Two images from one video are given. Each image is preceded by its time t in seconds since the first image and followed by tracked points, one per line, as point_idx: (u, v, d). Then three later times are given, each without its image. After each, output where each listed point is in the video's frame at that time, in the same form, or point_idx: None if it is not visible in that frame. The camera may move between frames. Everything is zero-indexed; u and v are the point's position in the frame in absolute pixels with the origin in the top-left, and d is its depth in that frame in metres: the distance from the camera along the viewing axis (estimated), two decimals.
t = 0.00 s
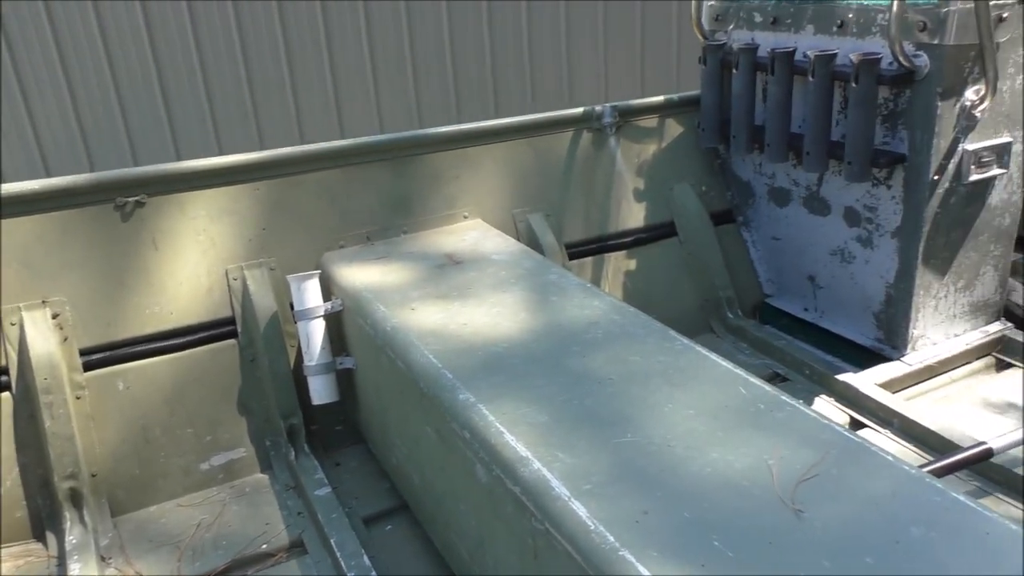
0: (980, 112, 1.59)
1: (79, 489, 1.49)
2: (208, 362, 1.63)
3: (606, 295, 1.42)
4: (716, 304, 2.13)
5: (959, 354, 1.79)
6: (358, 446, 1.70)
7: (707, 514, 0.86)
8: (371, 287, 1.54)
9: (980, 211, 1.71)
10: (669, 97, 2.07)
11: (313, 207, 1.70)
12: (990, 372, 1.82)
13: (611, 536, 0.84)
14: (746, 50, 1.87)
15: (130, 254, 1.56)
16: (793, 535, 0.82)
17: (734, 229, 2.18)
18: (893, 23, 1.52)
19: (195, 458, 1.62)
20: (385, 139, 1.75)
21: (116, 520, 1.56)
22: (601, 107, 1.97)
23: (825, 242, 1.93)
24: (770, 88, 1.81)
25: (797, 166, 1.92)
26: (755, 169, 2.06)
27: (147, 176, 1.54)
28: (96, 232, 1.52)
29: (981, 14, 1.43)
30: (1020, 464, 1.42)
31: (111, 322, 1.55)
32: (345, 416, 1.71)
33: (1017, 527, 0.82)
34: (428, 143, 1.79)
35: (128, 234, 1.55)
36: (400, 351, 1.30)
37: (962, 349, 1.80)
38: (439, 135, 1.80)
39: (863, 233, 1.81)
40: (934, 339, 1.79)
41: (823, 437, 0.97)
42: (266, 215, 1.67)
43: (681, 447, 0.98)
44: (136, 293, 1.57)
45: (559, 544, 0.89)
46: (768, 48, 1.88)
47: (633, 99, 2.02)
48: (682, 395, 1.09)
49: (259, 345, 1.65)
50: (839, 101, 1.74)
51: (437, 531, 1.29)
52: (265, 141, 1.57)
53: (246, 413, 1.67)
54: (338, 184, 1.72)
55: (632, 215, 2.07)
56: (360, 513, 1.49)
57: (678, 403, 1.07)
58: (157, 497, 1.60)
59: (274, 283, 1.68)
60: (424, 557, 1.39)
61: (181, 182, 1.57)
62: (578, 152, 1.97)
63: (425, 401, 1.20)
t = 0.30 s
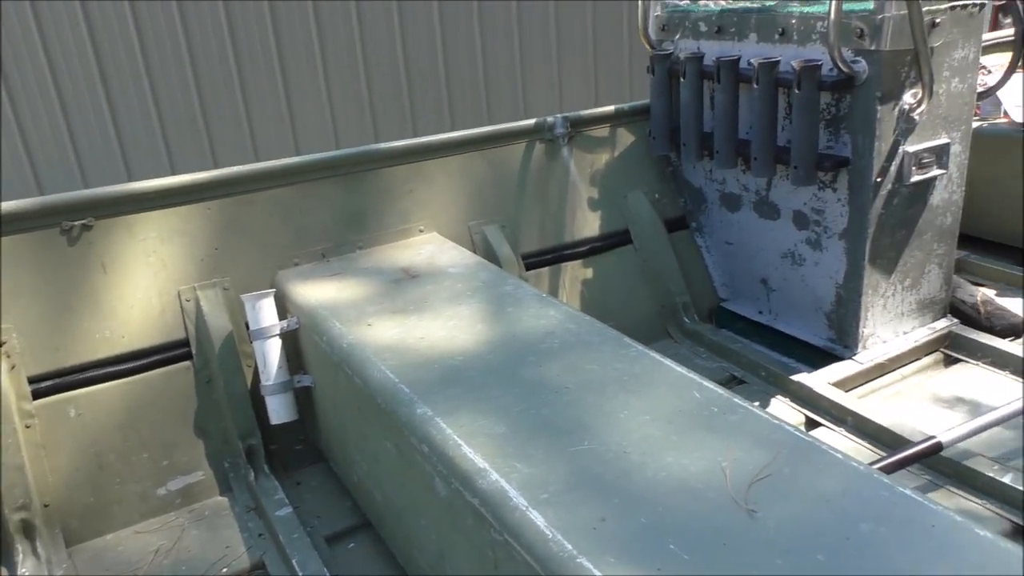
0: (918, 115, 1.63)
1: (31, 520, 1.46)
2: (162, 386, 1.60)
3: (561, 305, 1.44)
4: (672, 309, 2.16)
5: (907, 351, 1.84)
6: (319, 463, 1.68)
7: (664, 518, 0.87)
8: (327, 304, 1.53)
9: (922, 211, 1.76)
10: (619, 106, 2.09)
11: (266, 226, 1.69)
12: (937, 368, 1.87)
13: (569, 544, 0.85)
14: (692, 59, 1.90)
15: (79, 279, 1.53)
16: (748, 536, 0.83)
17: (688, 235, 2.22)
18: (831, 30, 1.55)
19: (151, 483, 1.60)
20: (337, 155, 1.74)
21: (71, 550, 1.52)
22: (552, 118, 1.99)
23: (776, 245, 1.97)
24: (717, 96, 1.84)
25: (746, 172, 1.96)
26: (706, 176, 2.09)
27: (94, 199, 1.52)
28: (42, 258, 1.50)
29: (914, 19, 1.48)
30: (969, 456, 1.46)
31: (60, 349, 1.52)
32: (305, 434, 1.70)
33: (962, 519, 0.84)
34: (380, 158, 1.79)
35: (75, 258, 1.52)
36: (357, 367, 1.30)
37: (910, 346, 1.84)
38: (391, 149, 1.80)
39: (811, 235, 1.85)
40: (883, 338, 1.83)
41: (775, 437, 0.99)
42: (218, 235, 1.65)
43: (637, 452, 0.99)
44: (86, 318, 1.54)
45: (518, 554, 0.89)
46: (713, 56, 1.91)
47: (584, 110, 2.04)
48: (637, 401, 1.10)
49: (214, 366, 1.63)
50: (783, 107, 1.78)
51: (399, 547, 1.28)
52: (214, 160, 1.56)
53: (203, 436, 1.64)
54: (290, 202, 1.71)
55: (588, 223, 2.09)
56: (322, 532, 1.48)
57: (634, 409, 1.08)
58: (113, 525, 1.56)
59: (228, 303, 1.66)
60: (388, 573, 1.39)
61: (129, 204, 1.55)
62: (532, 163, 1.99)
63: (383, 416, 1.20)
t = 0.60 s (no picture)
0: (870, 120, 1.68)
1: None
2: (123, 405, 1.58)
3: (524, 313, 1.44)
4: (636, 316, 2.18)
5: (866, 351, 1.87)
6: (286, 478, 1.67)
7: (625, 521, 0.88)
8: (289, 318, 1.52)
9: (877, 214, 1.80)
10: (580, 116, 2.12)
11: (227, 241, 1.68)
12: (896, 368, 1.91)
13: (531, 551, 0.85)
14: (650, 68, 1.93)
15: (35, 299, 1.51)
16: (707, 537, 0.85)
17: (651, 242, 2.24)
18: (783, 39, 1.58)
19: (114, 504, 1.57)
20: (298, 169, 1.74)
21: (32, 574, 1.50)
22: (514, 128, 2.01)
23: (736, 251, 2.00)
24: (674, 105, 1.87)
25: (705, 179, 1.99)
26: (667, 183, 2.12)
27: (50, 218, 1.50)
28: None
29: (862, 27, 1.52)
30: (925, 454, 1.49)
31: (17, 370, 1.50)
32: (270, 450, 1.68)
33: (913, 514, 0.86)
34: (341, 171, 1.79)
35: (31, 278, 1.50)
36: (320, 380, 1.30)
37: (869, 347, 1.88)
38: (352, 162, 1.80)
39: (770, 240, 1.88)
40: (842, 339, 1.87)
41: (734, 440, 1.01)
42: (178, 251, 1.64)
43: (599, 458, 1.00)
44: (43, 338, 1.52)
45: (482, 562, 0.89)
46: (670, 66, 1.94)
47: (545, 120, 2.06)
48: (600, 407, 1.11)
49: (176, 384, 1.62)
50: (740, 115, 1.81)
51: (366, 560, 1.28)
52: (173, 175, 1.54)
53: (167, 455, 1.62)
54: (251, 217, 1.70)
55: (551, 232, 2.11)
56: (288, 548, 1.47)
57: (596, 415, 1.09)
58: (75, 547, 1.54)
59: (190, 320, 1.65)
60: None
61: (86, 222, 1.53)
62: (494, 173, 2.00)
63: (347, 429, 1.20)
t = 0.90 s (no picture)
0: (833, 127, 1.70)
1: None
2: (90, 420, 1.56)
3: (495, 321, 1.45)
4: (608, 322, 2.19)
5: (833, 354, 1.90)
6: (256, 491, 1.66)
7: (595, 526, 0.89)
8: (258, 328, 1.51)
9: (841, 219, 1.83)
10: (548, 124, 2.13)
11: (194, 253, 1.67)
12: (862, 370, 1.94)
13: (501, 558, 0.85)
14: (617, 77, 1.94)
15: None
16: (675, 540, 0.85)
17: (621, 249, 2.26)
18: (746, 47, 1.60)
19: (81, 520, 1.55)
20: (266, 179, 1.73)
21: None
22: (483, 137, 2.01)
23: (705, 256, 2.02)
24: (642, 113, 1.89)
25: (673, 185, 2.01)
26: (636, 190, 2.14)
27: (12, 230, 1.47)
28: None
29: (823, 35, 1.55)
30: (891, 454, 1.52)
31: None
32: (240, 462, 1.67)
33: (875, 514, 0.88)
34: (310, 181, 1.78)
35: None
36: (290, 391, 1.29)
37: (835, 350, 1.91)
38: (321, 172, 1.79)
39: (738, 245, 1.90)
40: (810, 342, 1.90)
41: (702, 443, 1.02)
42: (144, 263, 1.62)
43: (569, 464, 1.00)
44: (7, 353, 1.49)
45: (452, 570, 0.89)
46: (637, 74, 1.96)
47: (514, 128, 2.07)
48: (570, 413, 1.12)
49: (144, 397, 1.60)
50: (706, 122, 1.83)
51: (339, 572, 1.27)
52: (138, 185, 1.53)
53: (135, 469, 1.60)
54: (218, 228, 1.69)
55: (521, 240, 2.11)
56: (260, 561, 1.46)
57: (566, 422, 1.10)
58: (41, 565, 1.51)
59: (157, 332, 1.63)
60: None
61: (50, 234, 1.51)
62: (464, 181, 2.00)
63: (317, 440, 1.19)
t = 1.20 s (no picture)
0: (796, 135, 1.73)
1: None
2: (53, 433, 1.54)
3: (462, 329, 1.45)
4: (578, 329, 2.20)
5: (800, 359, 1.92)
6: (225, 502, 1.64)
7: (558, 532, 0.89)
8: (225, 339, 1.50)
9: (806, 226, 1.86)
10: (517, 133, 2.14)
11: (159, 263, 1.65)
12: (829, 374, 1.96)
13: (464, 565, 0.86)
14: (584, 86, 1.96)
15: None
16: (637, 545, 0.86)
17: (591, 256, 2.27)
18: (710, 56, 1.62)
19: (44, 535, 1.52)
20: (233, 189, 1.72)
21: None
22: (451, 146, 2.02)
23: (673, 263, 2.03)
24: (609, 121, 1.90)
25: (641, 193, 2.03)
26: (605, 198, 2.16)
27: None
28: None
29: (785, 44, 1.57)
30: (856, 457, 1.54)
31: None
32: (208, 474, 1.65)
33: (834, 516, 0.89)
34: (278, 190, 1.78)
35: None
36: (256, 401, 1.29)
37: (802, 355, 1.93)
38: (289, 182, 1.79)
39: (705, 252, 1.92)
40: (776, 347, 1.92)
41: (665, 449, 1.02)
42: (108, 274, 1.60)
43: (534, 471, 1.01)
44: None
45: None
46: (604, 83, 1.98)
47: (483, 137, 2.08)
48: (536, 420, 1.12)
49: (108, 409, 1.58)
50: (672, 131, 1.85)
51: None
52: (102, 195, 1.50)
53: (100, 483, 1.59)
54: (184, 238, 1.68)
55: (491, 248, 2.12)
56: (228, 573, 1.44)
57: (531, 429, 1.10)
58: None
59: (122, 344, 1.61)
60: None
61: (11, 245, 1.49)
62: (433, 190, 2.01)
63: (283, 450, 1.19)
